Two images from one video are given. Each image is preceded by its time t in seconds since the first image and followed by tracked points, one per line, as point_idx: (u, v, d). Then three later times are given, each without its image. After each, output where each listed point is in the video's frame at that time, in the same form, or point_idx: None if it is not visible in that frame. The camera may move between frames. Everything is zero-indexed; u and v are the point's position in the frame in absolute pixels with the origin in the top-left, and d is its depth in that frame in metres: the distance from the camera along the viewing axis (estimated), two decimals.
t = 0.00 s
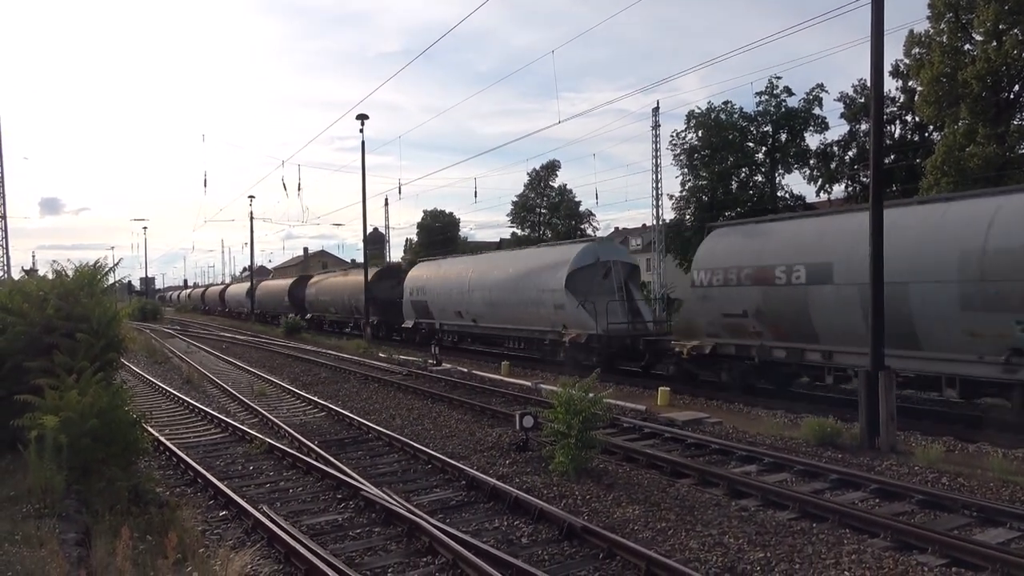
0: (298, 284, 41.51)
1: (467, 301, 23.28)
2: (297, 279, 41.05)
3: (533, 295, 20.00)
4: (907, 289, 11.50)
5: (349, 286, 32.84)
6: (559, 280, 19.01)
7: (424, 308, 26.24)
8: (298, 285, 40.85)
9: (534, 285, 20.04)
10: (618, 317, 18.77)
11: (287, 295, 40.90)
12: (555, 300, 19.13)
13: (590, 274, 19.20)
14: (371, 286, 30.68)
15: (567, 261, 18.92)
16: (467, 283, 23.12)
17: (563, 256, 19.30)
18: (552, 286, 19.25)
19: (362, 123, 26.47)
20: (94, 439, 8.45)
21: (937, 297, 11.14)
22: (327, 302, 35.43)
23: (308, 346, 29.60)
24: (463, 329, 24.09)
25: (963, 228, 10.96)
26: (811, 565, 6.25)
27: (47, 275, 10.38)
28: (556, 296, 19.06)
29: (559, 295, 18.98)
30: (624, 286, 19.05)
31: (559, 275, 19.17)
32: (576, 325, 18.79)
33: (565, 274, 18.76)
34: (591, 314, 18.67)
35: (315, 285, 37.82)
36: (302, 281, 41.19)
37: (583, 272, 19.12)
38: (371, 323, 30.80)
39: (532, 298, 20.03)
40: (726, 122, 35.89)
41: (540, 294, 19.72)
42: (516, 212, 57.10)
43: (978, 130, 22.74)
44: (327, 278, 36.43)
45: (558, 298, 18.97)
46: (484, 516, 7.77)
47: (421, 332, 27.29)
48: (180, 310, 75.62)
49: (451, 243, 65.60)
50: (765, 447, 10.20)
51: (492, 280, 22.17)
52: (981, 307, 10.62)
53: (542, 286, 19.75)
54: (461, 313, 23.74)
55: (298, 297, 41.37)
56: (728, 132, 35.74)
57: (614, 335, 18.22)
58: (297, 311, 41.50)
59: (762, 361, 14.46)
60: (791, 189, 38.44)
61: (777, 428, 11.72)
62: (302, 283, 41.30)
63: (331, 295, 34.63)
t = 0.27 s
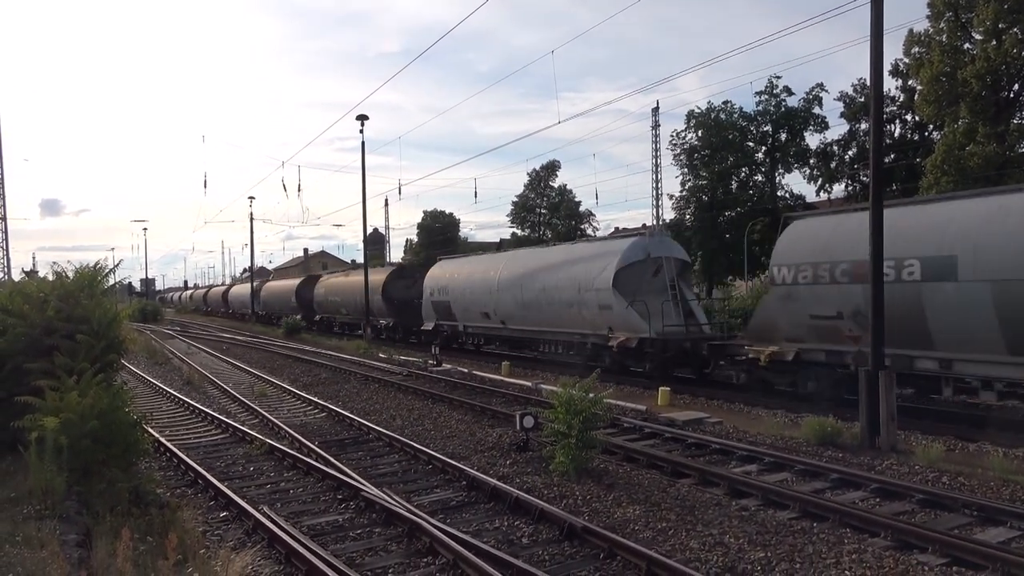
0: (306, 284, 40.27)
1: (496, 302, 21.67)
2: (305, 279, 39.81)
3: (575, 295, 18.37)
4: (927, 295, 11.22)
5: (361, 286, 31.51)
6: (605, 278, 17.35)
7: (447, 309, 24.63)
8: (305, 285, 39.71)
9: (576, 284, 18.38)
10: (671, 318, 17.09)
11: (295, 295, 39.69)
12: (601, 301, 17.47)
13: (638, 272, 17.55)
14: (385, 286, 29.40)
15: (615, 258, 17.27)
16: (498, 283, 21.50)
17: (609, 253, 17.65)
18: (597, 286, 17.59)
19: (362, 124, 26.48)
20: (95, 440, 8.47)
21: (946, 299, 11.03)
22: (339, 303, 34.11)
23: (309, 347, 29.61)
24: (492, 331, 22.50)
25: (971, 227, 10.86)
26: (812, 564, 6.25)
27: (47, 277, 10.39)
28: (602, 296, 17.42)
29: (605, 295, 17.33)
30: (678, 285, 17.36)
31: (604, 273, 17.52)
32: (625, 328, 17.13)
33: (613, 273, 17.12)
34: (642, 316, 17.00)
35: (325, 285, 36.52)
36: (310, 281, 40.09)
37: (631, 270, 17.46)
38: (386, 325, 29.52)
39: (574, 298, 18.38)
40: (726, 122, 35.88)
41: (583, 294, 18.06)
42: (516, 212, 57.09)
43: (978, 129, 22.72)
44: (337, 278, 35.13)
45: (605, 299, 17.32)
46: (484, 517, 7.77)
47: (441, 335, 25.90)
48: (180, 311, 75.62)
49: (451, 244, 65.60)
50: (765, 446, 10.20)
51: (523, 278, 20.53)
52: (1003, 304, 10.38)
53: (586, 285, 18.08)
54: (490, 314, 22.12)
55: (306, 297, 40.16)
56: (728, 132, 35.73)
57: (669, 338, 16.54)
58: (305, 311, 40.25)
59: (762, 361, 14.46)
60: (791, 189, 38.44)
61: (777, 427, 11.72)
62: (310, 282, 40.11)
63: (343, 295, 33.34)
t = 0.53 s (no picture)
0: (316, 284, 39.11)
1: (532, 303, 19.92)
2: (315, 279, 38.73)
3: (629, 296, 16.59)
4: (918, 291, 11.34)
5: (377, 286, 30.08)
6: (667, 277, 15.54)
7: (475, 311, 22.91)
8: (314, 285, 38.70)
9: (630, 284, 16.57)
10: (742, 320, 15.32)
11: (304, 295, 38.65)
12: (662, 302, 15.65)
13: (703, 270, 15.74)
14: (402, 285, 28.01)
15: (677, 254, 15.50)
16: (534, 283, 19.73)
17: (669, 248, 15.86)
18: (658, 285, 15.76)
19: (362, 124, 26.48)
20: (95, 441, 8.48)
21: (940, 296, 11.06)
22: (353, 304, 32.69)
23: (309, 348, 29.60)
24: (526, 335, 20.78)
25: (968, 227, 10.85)
26: (812, 564, 6.25)
27: (47, 278, 10.40)
28: (663, 296, 15.63)
29: (666, 294, 15.55)
30: (746, 283, 15.66)
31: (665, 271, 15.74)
32: (690, 332, 15.29)
33: (676, 271, 15.34)
34: (709, 318, 15.18)
35: (336, 285, 35.26)
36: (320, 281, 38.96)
37: (695, 267, 15.64)
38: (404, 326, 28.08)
39: (629, 299, 16.57)
40: (726, 122, 35.88)
41: (640, 294, 16.24)
42: (516, 213, 57.10)
43: (977, 129, 22.73)
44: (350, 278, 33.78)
45: (666, 299, 15.53)
46: (484, 517, 7.77)
47: (466, 337, 24.44)
48: (180, 312, 75.56)
49: (450, 245, 65.59)
50: (765, 447, 10.20)
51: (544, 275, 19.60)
52: (1013, 301, 10.15)
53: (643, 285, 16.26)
54: (525, 316, 20.36)
55: (315, 297, 39.08)
56: (728, 132, 35.72)
57: (743, 342, 14.72)
58: (315, 312, 39.14)
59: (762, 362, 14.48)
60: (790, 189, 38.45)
61: (778, 428, 11.70)
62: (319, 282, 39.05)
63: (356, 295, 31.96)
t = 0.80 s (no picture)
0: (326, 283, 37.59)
1: (572, 303, 18.45)
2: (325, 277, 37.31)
3: (692, 295, 14.96)
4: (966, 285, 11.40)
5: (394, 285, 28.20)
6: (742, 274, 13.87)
7: (506, 311, 21.40)
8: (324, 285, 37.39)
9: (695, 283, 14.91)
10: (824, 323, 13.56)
11: (313, 295, 37.22)
12: (736, 302, 13.99)
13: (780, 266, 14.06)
14: (422, 284, 26.12)
15: (753, 249, 13.85)
16: (577, 282, 18.17)
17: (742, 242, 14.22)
18: (728, 284, 14.14)
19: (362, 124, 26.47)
20: (95, 440, 8.48)
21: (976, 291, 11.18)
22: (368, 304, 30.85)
23: (309, 347, 29.61)
24: (566, 337, 19.22)
25: None
26: (812, 565, 6.24)
27: (48, 276, 10.40)
28: (735, 296, 13.98)
29: (738, 295, 13.94)
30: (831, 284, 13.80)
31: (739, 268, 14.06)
32: (769, 337, 13.64)
33: (752, 267, 13.68)
34: (790, 321, 13.50)
35: (349, 285, 33.51)
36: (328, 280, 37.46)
37: (773, 264, 13.96)
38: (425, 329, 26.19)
39: (693, 299, 14.93)
40: (726, 123, 35.87)
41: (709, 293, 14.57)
42: (516, 213, 57.09)
43: (978, 130, 22.74)
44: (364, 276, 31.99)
45: (740, 299, 13.88)
46: (484, 517, 7.77)
47: (495, 340, 22.85)
48: (179, 311, 75.59)
49: (451, 245, 65.62)
50: (765, 447, 10.20)
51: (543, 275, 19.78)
52: None
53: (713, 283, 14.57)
54: (565, 317, 18.83)
55: (325, 297, 37.60)
56: (728, 132, 35.70)
57: (836, 350, 13.04)
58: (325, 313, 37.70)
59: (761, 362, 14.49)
60: (791, 190, 38.45)
61: (778, 428, 11.70)
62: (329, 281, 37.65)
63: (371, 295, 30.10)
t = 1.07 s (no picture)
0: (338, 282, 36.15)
1: (622, 304, 16.77)
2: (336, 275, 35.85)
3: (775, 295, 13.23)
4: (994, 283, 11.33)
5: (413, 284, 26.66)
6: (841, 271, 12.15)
7: (543, 313, 19.78)
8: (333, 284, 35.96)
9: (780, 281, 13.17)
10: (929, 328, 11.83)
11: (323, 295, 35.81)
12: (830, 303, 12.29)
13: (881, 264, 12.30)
14: (444, 283, 24.55)
15: (855, 243, 12.10)
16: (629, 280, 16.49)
17: (840, 235, 12.46)
18: (822, 284, 12.40)
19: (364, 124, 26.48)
20: (95, 440, 8.48)
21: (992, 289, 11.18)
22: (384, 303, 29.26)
23: (309, 348, 29.61)
24: (614, 342, 17.57)
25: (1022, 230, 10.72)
26: (812, 567, 6.24)
27: (48, 276, 10.41)
28: (830, 295, 12.27)
29: (835, 296, 12.20)
30: (938, 284, 12.13)
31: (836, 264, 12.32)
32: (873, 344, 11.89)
33: (852, 263, 11.97)
34: (898, 326, 11.72)
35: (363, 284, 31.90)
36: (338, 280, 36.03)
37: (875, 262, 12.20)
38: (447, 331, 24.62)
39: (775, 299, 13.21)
40: (727, 124, 35.90)
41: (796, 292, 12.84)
42: (516, 213, 57.08)
43: (978, 132, 22.75)
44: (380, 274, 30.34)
45: (837, 299, 12.16)
46: (484, 518, 7.77)
47: (529, 344, 21.30)
48: (179, 311, 75.64)
49: (451, 245, 65.64)
50: (765, 449, 10.19)
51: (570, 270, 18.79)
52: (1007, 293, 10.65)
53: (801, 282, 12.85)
54: (614, 319, 17.17)
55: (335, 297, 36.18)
56: (729, 133, 35.73)
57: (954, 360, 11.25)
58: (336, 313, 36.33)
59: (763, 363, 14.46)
60: (791, 191, 38.45)
61: (779, 430, 11.69)
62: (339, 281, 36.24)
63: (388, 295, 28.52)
